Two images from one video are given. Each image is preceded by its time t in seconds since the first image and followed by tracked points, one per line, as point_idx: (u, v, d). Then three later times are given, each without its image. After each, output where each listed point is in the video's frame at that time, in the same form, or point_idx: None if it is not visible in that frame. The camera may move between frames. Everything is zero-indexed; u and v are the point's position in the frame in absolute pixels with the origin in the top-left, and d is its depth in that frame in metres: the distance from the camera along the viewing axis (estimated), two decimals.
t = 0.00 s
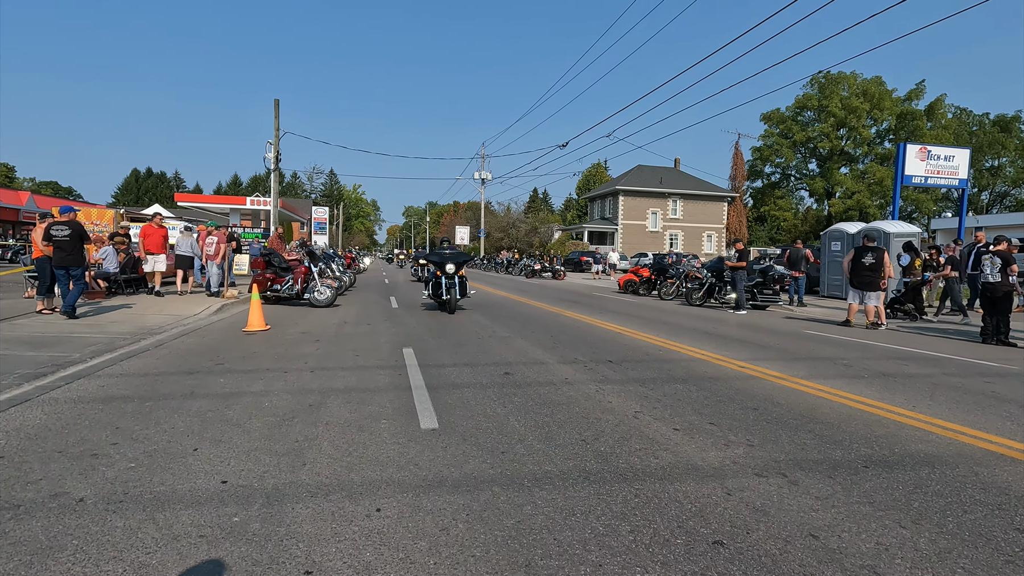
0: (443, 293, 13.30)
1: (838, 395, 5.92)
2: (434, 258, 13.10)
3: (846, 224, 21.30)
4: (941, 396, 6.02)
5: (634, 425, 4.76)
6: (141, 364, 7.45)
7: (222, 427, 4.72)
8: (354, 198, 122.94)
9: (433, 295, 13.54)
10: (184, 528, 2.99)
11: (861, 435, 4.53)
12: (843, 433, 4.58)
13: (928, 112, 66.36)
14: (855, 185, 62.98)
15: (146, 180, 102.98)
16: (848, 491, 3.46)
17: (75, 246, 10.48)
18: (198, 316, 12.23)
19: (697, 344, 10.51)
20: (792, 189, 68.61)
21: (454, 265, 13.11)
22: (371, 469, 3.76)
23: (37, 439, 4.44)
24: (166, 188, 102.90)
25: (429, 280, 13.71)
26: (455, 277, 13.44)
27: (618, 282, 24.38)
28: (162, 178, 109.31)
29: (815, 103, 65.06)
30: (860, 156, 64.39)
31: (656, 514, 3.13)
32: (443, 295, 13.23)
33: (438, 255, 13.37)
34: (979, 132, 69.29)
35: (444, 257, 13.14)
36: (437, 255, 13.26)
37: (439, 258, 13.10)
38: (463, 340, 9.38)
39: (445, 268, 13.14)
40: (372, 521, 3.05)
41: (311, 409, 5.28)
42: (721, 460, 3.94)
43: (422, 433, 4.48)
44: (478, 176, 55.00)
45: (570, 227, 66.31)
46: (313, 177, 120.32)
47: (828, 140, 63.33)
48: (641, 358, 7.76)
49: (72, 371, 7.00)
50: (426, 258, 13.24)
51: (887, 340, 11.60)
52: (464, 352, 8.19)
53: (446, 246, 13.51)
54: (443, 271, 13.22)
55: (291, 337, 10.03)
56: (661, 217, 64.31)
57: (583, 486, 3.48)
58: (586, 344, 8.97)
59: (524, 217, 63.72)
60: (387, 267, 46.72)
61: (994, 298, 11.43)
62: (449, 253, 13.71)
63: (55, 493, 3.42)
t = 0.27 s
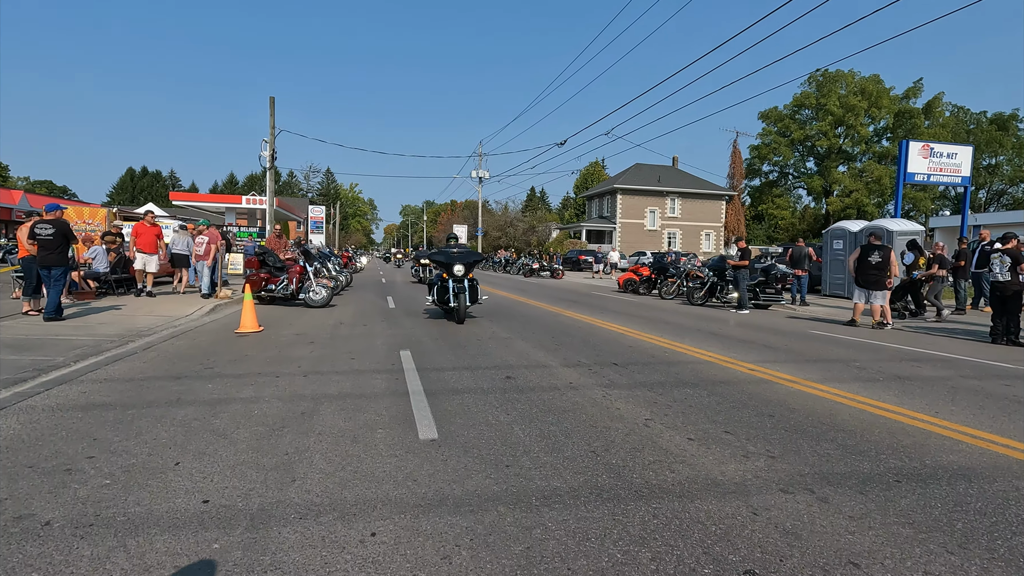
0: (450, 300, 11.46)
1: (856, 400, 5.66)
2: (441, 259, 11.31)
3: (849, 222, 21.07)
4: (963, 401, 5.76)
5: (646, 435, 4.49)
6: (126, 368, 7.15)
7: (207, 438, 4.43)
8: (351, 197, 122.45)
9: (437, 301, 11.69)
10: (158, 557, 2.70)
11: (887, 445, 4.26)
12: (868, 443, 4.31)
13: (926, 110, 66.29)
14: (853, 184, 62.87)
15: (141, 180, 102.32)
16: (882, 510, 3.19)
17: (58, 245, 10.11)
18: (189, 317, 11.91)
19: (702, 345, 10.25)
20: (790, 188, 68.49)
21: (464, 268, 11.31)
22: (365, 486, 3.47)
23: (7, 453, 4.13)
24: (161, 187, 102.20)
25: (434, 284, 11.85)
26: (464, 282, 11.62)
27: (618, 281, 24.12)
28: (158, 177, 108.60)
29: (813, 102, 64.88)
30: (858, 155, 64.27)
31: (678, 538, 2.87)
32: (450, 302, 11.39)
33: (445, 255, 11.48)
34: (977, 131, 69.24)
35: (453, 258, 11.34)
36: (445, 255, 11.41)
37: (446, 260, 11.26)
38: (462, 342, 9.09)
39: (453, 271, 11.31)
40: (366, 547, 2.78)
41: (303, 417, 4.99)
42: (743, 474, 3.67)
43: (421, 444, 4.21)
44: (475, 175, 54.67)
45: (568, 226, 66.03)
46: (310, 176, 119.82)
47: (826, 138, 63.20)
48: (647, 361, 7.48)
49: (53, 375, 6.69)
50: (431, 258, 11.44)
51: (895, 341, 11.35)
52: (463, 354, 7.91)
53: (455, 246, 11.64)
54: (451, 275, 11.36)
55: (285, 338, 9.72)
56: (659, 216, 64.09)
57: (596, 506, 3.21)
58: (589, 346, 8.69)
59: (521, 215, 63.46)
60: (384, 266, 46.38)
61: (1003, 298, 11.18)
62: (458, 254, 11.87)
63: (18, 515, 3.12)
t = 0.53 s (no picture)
0: (463, 312, 9.34)
1: (879, 409, 5.40)
2: (454, 261, 9.27)
3: (852, 222, 20.87)
4: (991, 410, 5.51)
5: (664, 448, 4.22)
6: (113, 375, 6.83)
7: (195, 453, 4.13)
8: (348, 198, 122.02)
9: (445, 312, 9.54)
10: None
11: (922, 460, 4.00)
12: (902, 458, 4.04)
13: (923, 111, 66.36)
14: (851, 185, 62.85)
15: (136, 180, 101.70)
16: (931, 536, 2.92)
17: (39, 246, 9.76)
18: (181, 321, 11.58)
19: (709, 348, 10.00)
20: (788, 189, 68.44)
21: (481, 272, 9.25)
22: (365, 510, 3.18)
23: None
24: (156, 189, 101.53)
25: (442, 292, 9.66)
26: (479, 290, 9.52)
27: (618, 282, 23.89)
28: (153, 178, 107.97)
29: (810, 102, 64.84)
30: (855, 156, 64.29)
31: (712, 571, 2.59)
32: (463, 314, 9.25)
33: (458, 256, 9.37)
34: (974, 132, 69.36)
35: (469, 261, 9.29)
36: (458, 256, 9.31)
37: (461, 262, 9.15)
38: (463, 346, 8.81)
39: (468, 276, 9.22)
40: None
41: (298, 430, 4.70)
42: (773, 495, 3.40)
43: (425, 460, 3.92)
44: (473, 176, 54.45)
45: (566, 227, 65.80)
46: (306, 177, 119.31)
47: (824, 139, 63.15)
48: (656, 366, 7.22)
49: (35, 383, 6.37)
50: (441, 259, 9.35)
51: (905, 343, 11.11)
52: (465, 360, 7.63)
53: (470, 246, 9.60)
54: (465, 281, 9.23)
55: (279, 343, 9.41)
56: (657, 217, 63.90)
57: (619, 532, 2.93)
58: (595, 350, 8.42)
59: (519, 216, 63.18)
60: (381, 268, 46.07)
61: (1015, 300, 10.93)
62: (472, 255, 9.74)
63: None
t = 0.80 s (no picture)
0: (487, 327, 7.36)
1: (903, 416, 5.15)
2: (473, 262, 7.23)
3: (857, 222, 20.62)
4: (1019, 416, 5.26)
5: (681, 459, 3.97)
6: (102, 379, 6.57)
7: (183, 466, 3.87)
8: (347, 198, 121.79)
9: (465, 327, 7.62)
10: None
11: (958, 473, 3.74)
12: (936, 470, 3.79)
13: (924, 111, 66.17)
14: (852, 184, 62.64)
15: (135, 180, 101.40)
16: (983, 561, 2.67)
17: (26, 245, 9.43)
18: (176, 322, 11.32)
19: (717, 349, 9.75)
20: (789, 188, 68.23)
21: (508, 274, 7.20)
22: (363, 531, 2.93)
23: None
24: (156, 189, 101.27)
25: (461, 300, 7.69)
26: (507, 297, 7.48)
27: (620, 282, 23.65)
28: (152, 178, 107.71)
29: (811, 102, 64.62)
30: (856, 155, 64.09)
31: None
32: (487, 329, 7.26)
33: (477, 255, 7.30)
34: (975, 131, 69.16)
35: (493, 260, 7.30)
36: (479, 254, 7.23)
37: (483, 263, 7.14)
38: (465, 348, 8.55)
39: (492, 280, 7.17)
40: None
41: (293, 439, 4.44)
42: (804, 513, 3.14)
43: (428, 474, 3.67)
44: (473, 176, 54.24)
45: (566, 227, 65.57)
46: (305, 176, 119.09)
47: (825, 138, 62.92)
48: (665, 370, 6.97)
49: (20, 389, 6.11)
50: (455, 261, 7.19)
51: (916, 345, 10.86)
52: (467, 363, 7.37)
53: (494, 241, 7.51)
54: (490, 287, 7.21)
55: (276, 345, 9.14)
56: (658, 217, 63.67)
57: (641, 556, 2.68)
58: (601, 353, 8.16)
59: (519, 216, 62.95)
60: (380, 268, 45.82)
61: None
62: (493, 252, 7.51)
63: None
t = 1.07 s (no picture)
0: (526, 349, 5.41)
1: (927, 419, 4.89)
2: (507, 261, 5.35)
3: (861, 220, 20.38)
4: None
5: (697, 467, 3.72)
6: (87, 381, 6.31)
7: (164, 475, 3.62)
8: (346, 197, 121.52)
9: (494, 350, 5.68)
10: None
11: (994, 483, 3.49)
12: (971, 479, 3.54)
13: (924, 110, 65.96)
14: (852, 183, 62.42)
15: (133, 180, 101.07)
16: None
17: (9, 243, 9.17)
18: (170, 322, 11.07)
19: (723, 349, 9.50)
20: (789, 188, 68.01)
21: (555, 276, 5.26)
22: (356, 549, 2.68)
23: None
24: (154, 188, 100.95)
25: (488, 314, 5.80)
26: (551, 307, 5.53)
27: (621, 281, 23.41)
28: (150, 178, 107.38)
29: (811, 101, 64.39)
30: (857, 154, 63.87)
31: None
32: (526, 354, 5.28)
33: (513, 251, 5.41)
34: (976, 130, 68.94)
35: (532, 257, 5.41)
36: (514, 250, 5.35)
37: (519, 259, 5.26)
38: (465, 349, 8.31)
39: (532, 285, 5.23)
40: None
41: (284, 445, 4.19)
42: (835, 528, 2.89)
43: (426, 484, 3.42)
44: (472, 175, 54.00)
45: (565, 226, 65.34)
46: (305, 176, 118.89)
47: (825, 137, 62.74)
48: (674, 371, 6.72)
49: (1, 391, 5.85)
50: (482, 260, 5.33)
51: (926, 344, 10.62)
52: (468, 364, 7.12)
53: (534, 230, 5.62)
54: (528, 292, 5.29)
55: (271, 345, 8.90)
56: (658, 216, 63.45)
57: None
58: (606, 353, 7.91)
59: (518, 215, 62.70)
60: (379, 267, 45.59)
61: None
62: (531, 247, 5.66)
63: None
